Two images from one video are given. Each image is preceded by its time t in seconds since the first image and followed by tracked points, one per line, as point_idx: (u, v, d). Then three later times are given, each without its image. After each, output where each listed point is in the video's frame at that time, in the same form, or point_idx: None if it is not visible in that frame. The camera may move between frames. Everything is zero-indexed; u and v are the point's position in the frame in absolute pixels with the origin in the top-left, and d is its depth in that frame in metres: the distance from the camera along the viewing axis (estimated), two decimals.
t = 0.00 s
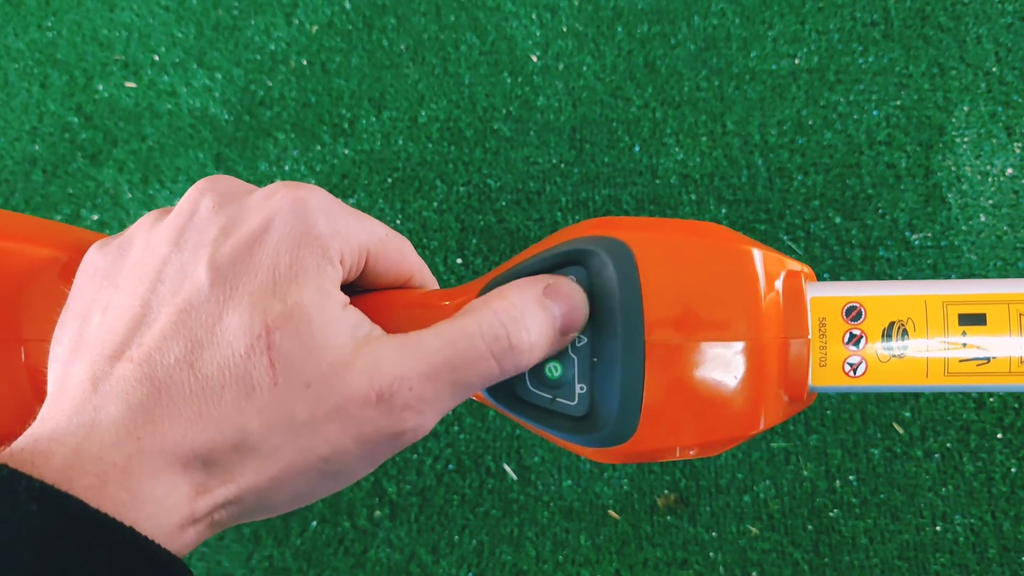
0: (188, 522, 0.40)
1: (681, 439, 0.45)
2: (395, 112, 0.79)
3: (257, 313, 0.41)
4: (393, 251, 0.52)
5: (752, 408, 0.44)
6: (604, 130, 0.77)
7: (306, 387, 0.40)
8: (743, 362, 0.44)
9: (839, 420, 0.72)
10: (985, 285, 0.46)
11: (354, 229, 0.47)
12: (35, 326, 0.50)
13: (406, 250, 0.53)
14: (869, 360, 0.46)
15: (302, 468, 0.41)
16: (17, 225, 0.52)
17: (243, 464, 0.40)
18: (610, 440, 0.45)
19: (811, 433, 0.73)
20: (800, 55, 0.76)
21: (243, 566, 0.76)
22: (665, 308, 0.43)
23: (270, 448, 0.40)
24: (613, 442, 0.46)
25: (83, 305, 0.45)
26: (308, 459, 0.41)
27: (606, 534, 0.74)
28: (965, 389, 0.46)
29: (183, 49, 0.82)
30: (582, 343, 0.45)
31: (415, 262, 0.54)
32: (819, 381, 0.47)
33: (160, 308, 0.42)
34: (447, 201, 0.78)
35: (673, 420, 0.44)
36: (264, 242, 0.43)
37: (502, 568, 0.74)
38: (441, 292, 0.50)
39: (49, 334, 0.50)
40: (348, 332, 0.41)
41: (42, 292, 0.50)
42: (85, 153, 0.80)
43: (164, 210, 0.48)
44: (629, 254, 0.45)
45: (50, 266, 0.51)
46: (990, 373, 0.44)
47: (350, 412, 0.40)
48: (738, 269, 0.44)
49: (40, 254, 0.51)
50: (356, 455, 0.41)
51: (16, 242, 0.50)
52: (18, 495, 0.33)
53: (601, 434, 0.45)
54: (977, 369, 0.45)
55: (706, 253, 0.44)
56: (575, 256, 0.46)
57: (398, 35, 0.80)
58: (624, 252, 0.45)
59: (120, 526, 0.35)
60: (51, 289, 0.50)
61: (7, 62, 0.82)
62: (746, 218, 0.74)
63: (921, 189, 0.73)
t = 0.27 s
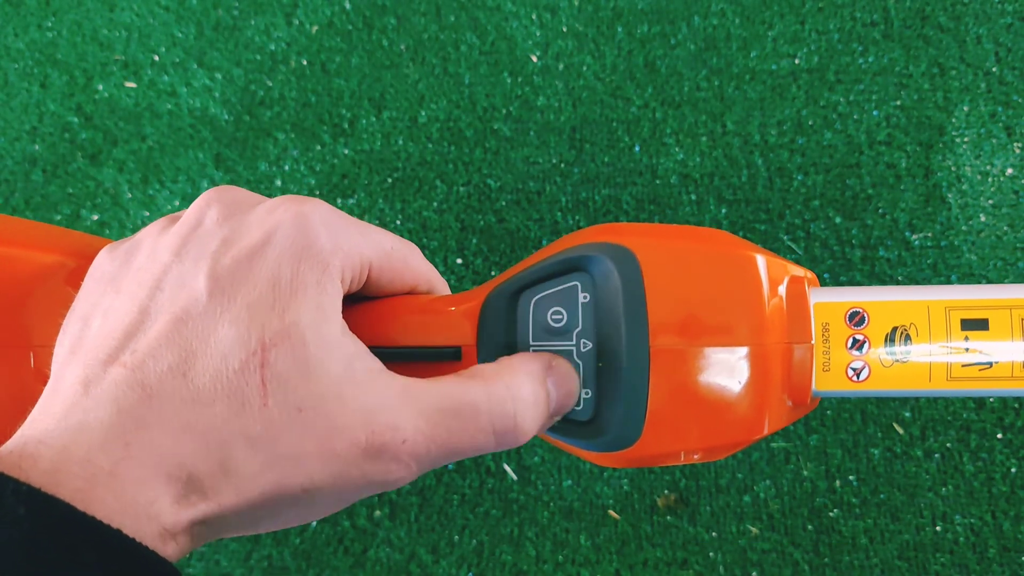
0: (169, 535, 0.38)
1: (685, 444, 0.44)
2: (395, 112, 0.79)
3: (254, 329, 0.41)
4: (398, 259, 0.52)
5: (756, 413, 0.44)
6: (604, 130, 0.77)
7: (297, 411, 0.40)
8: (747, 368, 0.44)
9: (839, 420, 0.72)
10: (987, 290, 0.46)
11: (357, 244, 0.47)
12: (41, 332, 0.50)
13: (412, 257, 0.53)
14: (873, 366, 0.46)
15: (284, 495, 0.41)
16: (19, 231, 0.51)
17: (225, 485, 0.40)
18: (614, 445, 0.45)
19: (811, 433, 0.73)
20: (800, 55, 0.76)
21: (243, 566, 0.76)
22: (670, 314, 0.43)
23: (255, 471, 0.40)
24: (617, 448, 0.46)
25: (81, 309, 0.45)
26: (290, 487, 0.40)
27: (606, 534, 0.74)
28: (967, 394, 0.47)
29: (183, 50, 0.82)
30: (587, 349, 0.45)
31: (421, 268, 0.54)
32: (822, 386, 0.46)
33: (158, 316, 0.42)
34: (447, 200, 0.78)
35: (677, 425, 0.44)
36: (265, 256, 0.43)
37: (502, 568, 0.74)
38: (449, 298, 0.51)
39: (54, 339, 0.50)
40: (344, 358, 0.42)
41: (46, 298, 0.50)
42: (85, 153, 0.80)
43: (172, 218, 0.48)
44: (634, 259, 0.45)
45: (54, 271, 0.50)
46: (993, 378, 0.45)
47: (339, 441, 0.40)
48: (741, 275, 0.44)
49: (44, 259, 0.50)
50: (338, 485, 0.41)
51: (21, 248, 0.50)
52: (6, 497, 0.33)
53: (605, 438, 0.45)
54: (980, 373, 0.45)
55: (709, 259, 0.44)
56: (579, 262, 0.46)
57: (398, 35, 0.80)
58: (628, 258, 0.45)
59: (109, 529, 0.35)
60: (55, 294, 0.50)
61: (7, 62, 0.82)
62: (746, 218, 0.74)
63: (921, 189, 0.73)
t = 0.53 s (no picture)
0: (167, 531, 0.39)
1: (688, 442, 0.44)
2: (395, 112, 0.79)
3: (252, 329, 0.41)
4: (400, 261, 0.51)
5: (758, 411, 0.44)
6: (604, 130, 0.77)
7: (291, 412, 0.40)
8: (749, 366, 0.44)
9: (839, 420, 0.72)
10: (989, 289, 0.46)
11: (359, 245, 0.47)
12: (46, 331, 0.50)
13: (415, 258, 0.53)
14: (874, 364, 0.46)
15: (277, 494, 0.41)
16: (21, 231, 0.51)
17: (220, 484, 0.40)
18: (616, 443, 0.45)
19: (811, 433, 0.73)
20: (800, 55, 0.76)
21: (243, 566, 0.76)
22: (671, 313, 0.43)
23: (250, 471, 0.40)
24: (619, 446, 0.45)
25: (84, 307, 0.45)
26: (284, 486, 0.40)
27: (606, 534, 0.74)
28: (969, 393, 0.46)
29: (183, 50, 0.82)
30: (589, 347, 0.45)
31: (424, 268, 0.54)
32: (824, 384, 0.46)
33: (158, 315, 0.42)
34: (447, 200, 0.77)
35: (679, 423, 0.44)
36: (265, 258, 0.43)
37: (502, 568, 0.74)
38: (452, 298, 0.51)
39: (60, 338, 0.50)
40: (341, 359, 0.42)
41: (51, 298, 0.50)
42: (85, 152, 0.80)
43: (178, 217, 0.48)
44: (636, 258, 0.45)
45: (59, 271, 0.50)
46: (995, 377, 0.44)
47: (333, 442, 0.40)
48: (743, 274, 0.44)
49: (48, 259, 0.50)
50: (332, 486, 0.41)
51: (24, 248, 0.50)
52: (6, 494, 0.32)
53: (608, 437, 0.45)
54: (981, 372, 0.45)
55: (711, 258, 0.44)
56: (581, 261, 0.46)
57: (398, 35, 0.80)
58: (630, 257, 0.45)
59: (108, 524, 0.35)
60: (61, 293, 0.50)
61: (7, 62, 0.82)
62: (746, 217, 0.74)
63: (921, 189, 0.73)
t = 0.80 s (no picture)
0: (183, 515, 0.40)
1: (681, 440, 0.44)
2: (395, 112, 0.79)
3: (255, 313, 0.41)
4: (395, 254, 0.52)
5: (751, 409, 0.44)
6: (604, 130, 0.77)
7: (297, 387, 0.40)
8: (742, 363, 0.44)
9: (839, 419, 0.72)
10: (982, 288, 0.46)
11: (357, 235, 0.47)
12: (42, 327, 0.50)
13: (410, 254, 0.53)
14: (867, 362, 0.46)
15: (292, 467, 0.41)
16: (20, 227, 0.51)
17: (234, 462, 0.40)
18: (611, 441, 0.45)
19: (811, 433, 0.73)
20: (800, 55, 0.76)
21: (243, 566, 0.76)
22: (664, 311, 0.43)
23: (262, 447, 0.40)
24: (612, 443, 0.45)
25: (86, 303, 0.45)
26: (298, 458, 0.40)
27: (606, 534, 0.74)
28: (962, 392, 0.47)
29: (183, 50, 0.82)
30: (583, 344, 0.45)
31: (419, 265, 0.54)
32: (818, 382, 0.46)
33: (161, 305, 0.42)
34: (447, 200, 0.77)
35: (672, 420, 0.44)
36: (265, 243, 0.43)
37: (502, 568, 0.74)
38: (446, 294, 0.50)
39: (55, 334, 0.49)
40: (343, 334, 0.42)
41: (48, 292, 0.50)
42: (85, 153, 0.80)
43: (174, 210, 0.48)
44: (630, 256, 0.45)
45: (57, 266, 0.50)
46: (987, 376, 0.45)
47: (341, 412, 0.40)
48: (736, 271, 0.44)
49: (46, 254, 0.51)
50: (344, 458, 0.41)
51: (22, 243, 0.50)
52: (22, 487, 0.33)
53: (601, 435, 0.45)
54: (974, 371, 0.45)
55: (705, 256, 0.44)
56: (575, 258, 0.46)
57: (398, 35, 0.80)
58: (624, 254, 0.45)
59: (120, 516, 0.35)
60: (58, 290, 0.50)
61: (7, 62, 0.82)
62: (746, 218, 0.74)
63: (921, 189, 0.73)
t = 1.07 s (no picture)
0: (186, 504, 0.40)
1: (680, 443, 0.44)
2: (395, 112, 0.79)
3: (255, 303, 0.41)
4: (393, 257, 0.52)
5: (751, 412, 0.44)
6: (604, 130, 0.77)
7: (299, 373, 0.40)
8: (741, 366, 0.44)
9: (839, 420, 0.72)
10: (979, 290, 0.46)
11: (354, 233, 0.48)
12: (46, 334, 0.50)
13: (409, 259, 0.53)
14: (866, 365, 0.46)
15: (297, 453, 0.41)
16: (18, 235, 0.51)
17: (237, 450, 0.40)
18: (611, 445, 0.45)
19: (811, 433, 0.73)
20: (800, 55, 0.76)
21: (243, 566, 0.76)
22: (664, 315, 0.43)
23: (267, 434, 0.40)
24: (612, 447, 0.45)
25: (87, 303, 0.45)
26: (302, 444, 0.40)
27: (606, 534, 0.74)
28: (959, 394, 0.47)
29: (183, 50, 0.82)
30: (583, 349, 0.45)
31: (418, 269, 0.54)
32: (817, 386, 0.46)
33: (163, 298, 0.42)
34: (447, 200, 0.77)
35: (672, 424, 0.44)
36: (265, 236, 0.43)
37: (502, 568, 0.74)
38: (444, 299, 0.49)
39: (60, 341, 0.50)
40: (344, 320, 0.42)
41: (51, 299, 0.50)
42: (85, 153, 0.80)
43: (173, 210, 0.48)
44: (630, 261, 0.45)
45: (59, 272, 0.51)
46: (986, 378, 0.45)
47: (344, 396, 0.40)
48: (735, 275, 0.44)
49: (48, 260, 0.51)
50: (348, 443, 0.41)
51: (21, 249, 0.50)
52: (19, 479, 0.33)
53: (601, 438, 0.45)
54: (972, 373, 0.45)
55: (704, 259, 0.44)
56: (574, 262, 0.46)
57: (398, 35, 0.80)
58: (623, 258, 0.45)
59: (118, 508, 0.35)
60: (61, 297, 0.50)
61: (7, 62, 0.82)
62: (746, 218, 0.74)
63: (921, 189, 0.73)
